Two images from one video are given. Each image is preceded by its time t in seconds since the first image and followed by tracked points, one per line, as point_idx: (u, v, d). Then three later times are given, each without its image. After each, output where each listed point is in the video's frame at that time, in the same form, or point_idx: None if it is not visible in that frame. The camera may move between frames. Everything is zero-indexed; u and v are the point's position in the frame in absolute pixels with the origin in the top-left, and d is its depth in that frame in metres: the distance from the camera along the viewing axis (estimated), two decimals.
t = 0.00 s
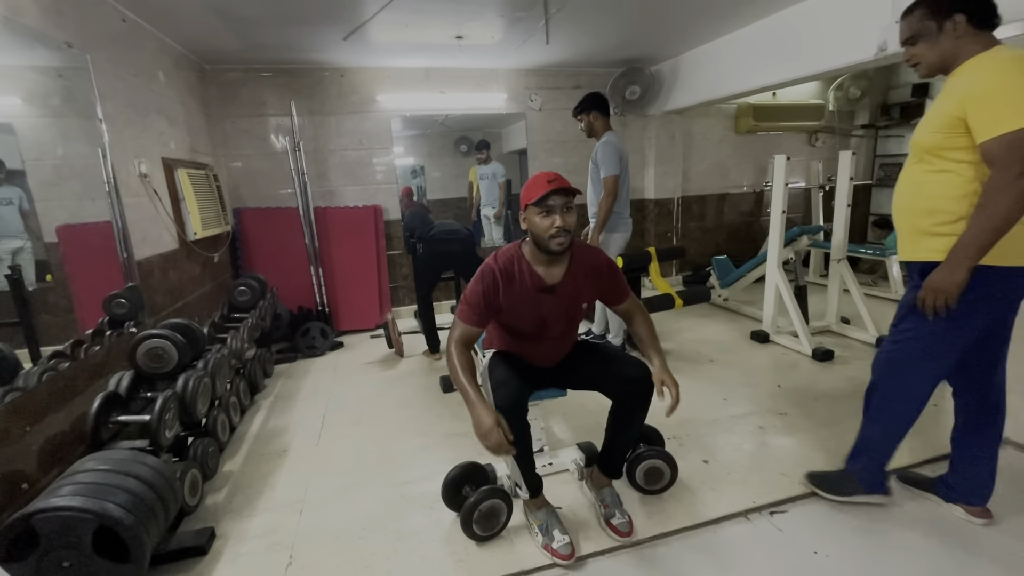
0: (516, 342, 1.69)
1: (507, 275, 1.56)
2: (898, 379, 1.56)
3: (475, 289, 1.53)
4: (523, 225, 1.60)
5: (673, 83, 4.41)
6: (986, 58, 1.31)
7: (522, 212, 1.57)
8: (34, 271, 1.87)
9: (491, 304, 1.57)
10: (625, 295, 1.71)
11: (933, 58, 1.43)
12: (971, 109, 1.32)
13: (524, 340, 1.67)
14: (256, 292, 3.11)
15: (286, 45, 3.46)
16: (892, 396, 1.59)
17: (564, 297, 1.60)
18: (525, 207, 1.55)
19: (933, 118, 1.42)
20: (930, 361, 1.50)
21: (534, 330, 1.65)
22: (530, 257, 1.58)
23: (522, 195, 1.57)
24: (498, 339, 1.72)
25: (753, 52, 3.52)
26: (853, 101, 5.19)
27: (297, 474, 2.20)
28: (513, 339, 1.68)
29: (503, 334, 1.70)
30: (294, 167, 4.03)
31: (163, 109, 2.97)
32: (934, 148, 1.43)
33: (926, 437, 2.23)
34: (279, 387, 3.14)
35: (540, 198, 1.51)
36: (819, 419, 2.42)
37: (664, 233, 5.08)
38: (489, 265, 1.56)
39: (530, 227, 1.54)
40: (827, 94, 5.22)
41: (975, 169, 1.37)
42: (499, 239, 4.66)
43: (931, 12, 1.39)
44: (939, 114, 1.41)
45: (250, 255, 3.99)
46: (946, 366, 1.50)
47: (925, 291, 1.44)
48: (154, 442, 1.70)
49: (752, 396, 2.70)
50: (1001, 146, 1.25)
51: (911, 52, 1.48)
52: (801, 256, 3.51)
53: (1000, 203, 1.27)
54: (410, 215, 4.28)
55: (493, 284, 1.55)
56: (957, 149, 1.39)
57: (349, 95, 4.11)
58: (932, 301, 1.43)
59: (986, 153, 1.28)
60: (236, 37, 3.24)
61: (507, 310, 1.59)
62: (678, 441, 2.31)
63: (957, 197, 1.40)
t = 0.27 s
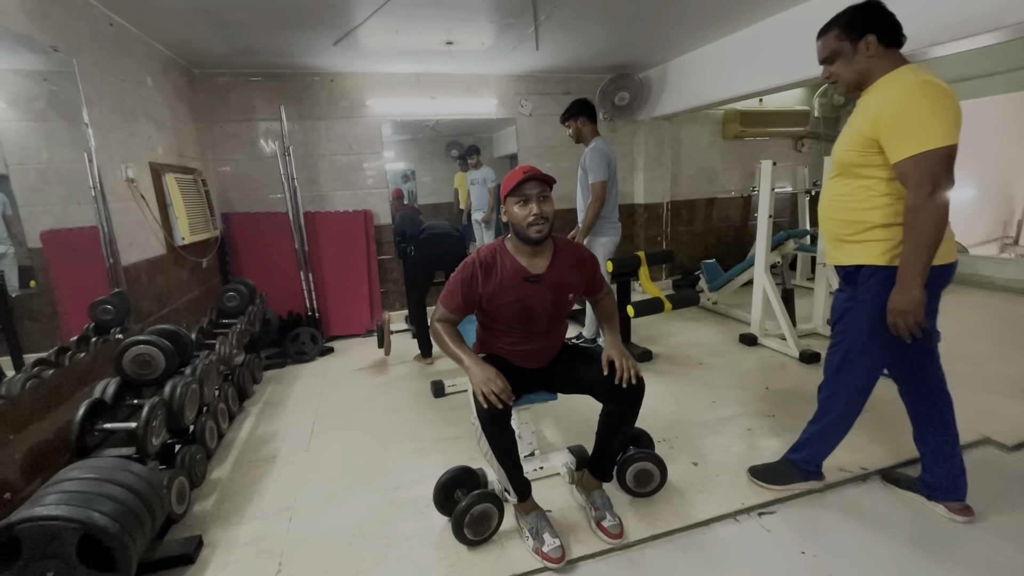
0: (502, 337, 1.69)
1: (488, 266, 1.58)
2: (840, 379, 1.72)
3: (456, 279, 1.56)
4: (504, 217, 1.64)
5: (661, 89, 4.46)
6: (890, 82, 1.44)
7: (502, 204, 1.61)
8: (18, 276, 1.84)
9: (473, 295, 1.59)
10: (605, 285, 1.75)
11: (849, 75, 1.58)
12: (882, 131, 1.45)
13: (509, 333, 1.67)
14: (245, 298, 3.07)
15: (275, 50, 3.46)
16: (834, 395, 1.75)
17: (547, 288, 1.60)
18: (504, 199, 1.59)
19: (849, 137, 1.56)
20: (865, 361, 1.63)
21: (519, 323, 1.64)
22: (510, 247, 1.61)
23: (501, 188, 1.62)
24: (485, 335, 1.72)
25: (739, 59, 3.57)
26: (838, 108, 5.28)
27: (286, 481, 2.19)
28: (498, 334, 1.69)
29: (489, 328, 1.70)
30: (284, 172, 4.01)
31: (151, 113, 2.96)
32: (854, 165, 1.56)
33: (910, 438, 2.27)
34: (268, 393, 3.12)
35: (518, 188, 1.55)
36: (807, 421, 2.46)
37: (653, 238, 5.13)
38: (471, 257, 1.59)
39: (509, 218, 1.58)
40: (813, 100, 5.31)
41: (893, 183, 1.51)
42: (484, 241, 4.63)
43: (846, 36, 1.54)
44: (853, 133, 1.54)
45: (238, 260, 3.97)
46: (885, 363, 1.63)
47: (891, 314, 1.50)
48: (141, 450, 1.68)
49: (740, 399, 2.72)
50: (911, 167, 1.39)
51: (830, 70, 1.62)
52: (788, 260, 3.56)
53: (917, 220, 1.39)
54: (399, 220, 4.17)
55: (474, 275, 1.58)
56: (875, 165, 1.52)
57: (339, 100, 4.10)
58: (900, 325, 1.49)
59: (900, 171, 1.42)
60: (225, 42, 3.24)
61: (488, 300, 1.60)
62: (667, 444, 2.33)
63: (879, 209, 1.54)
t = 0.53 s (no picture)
0: (492, 343, 1.67)
1: (479, 271, 1.56)
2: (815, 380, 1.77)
3: (446, 285, 1.54)
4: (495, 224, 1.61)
5: (649, 94, 4.49)
6: (832, 88, 1.56)
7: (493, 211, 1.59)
8: None
9: (463, 300, 1.57)
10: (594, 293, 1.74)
11: (796, 79, 1.70)
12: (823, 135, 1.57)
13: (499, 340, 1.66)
14: (230, 303, 3.01)
15: (263, 53, 3.42)
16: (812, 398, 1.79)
17: (537, 294, 1.59)
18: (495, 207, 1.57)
19: (796, 140, 1.67)
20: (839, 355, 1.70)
21: (508, 328, 1.63)
22: (502, 254, 1.59)
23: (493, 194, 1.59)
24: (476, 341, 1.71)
25: (726, 65, 3.61)
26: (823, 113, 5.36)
27: (272, 490, 2.14)
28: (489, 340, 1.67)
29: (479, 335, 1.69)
30: (271, 175, 3.97)
31: (134, 116, 2.91)
32: (800, 166, 1.68)
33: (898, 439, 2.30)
34: (254, 400, 3.06)
35: (509, 196, 1.53)
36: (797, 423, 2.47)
37: (643, 241, 5.15)
38: (461, 262, 1.56)
39: (500, 227, 1.56)
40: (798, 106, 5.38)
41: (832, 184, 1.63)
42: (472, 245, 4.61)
43: (792, 42, 1.65)
44: (799, 136, 1.66)
45: (224, 265, 3.90)
46: (853, 355, 1.72)
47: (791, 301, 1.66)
48: (122, 460, 1.64)
49: (730, 401, 2.73)
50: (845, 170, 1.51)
51: (778, 73, 1.74)
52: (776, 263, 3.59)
53: (847, 219, 1.51)
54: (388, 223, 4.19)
55: (465, 280, 1.55)
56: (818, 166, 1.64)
57: (327, 103, 4.07)
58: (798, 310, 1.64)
59: (837, 173, 1.54)
60: (211, 44, 3.19)
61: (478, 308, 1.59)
62: (659, 447, 2.33)
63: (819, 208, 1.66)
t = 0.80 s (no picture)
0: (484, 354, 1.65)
1: (472, 282, 1.53)
2: (801, 372, 1.78)
3: (438, 297, 1.50)
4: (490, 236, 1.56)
5: (638, 99, 4.50)
6: (809, 92, 1.59)
7: (489, 224, 1.53)
8: None
9: (456, 311, 1.53)
10: (587, 301, 1.73)
11: (775, 81, 1.73)
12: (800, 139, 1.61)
13: (491, 351, 1.64)
14: (213, 309, 2.94)
15: (247, 54, 3.36)
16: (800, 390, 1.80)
17: (532, 304, 1.56)
18: (490, 221, 1.51)
19: (773, 141, 1.71)
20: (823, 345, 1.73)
21: (500, 338, 1.60)
22: (496, 265, 1.55)
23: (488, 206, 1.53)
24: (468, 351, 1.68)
25: (714, 70, 3.63)
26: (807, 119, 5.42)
27: (257, 502, 2.08)
28: (481, 351, 1.65)
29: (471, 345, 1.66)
30: (256, 179, 3.90)
31: (113, 117, 2.83)
32: (777, 168, 1.72)
33: (887, 442, 2.31)
34: (238, 409, 2.99)
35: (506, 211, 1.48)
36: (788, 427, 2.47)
37: (632, 245, 5.15)
38: (455, 272, 1.52)
39: (495, 241, 1.51)
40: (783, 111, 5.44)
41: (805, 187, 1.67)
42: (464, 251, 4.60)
43: (773, 42, 1.68)
44: (776, 138, 1.70)
45: (207, 270, 3.82)
46: (830, 350, 1.76)
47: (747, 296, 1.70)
48: (97, 476, 1.57)
49: (721, 405, 2.73)
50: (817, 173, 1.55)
51: (758, 73, 1.76)
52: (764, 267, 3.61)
53: (815, 221, 1.56)
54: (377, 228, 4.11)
55: (458, 291, 1.52)
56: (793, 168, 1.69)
57: (313, 106, 4.01)
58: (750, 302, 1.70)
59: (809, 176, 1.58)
60: (193, 45, 3.12)
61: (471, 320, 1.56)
62: (651, 453, 2.31)
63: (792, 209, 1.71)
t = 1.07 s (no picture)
0: (474, 364, 1.61)
1: (461, 291, 1.49)
2: (788, 376, 1.79)
3: (426, 308, 1.45)
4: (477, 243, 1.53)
5: (626, 103, 4.50)
6: (800, 97, 1.62)
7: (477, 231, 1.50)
8: None
9: (445, 321, 1.49)
10: (580, 306, 1.69)
11: (762, 84, 1.74)
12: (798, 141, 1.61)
13: (482, 360, 1.60)
14: (194, 317, 2.90)
15: (230, 55, 3.28)
16: (788, 395, 1.80)
17: (522, 312, 1.53)
18: (479, 227, 1.47)
19: (764, 142, 1.71)
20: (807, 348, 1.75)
21: (492, 348, 1.57)
22: (486, 273, 1.51)
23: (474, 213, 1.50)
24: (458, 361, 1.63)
25: (702, 75, 3.63)
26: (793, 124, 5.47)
27: (239, 517, 2.01)
28: (471, 360, 1.61)
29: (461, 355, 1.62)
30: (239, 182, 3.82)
31: (89, 119, 2.74)
32: (768, 169, 1.72)
33: (876, 446, 2.32)
34: (220, 419, 2.91)
35: (495, 216, 1.45)
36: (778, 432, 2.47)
37: (620, 249, 5.15)
38: (443, 282, 1.48)
39: (485, 247, 1.47)
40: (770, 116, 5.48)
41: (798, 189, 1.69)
42: (454, 255, 4.56)
43: (768, 45, 1.69)
44: (765, 141, 1.70)
45: (188, 275, 3.74)
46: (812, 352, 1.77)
47: (790, 310, 1.67)
48: (68, 495, 1.51)
49: (712, 411, 2.72)
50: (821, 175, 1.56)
51: (747, 75, 1.76)
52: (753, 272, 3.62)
53: (827, 223, 1.57)
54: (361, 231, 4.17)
55: (447, 302, 1.47)
56: (785, 170, 1.69)
57: (298, 108, 3.94)
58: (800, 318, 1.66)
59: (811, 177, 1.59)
60: (174, 45, 3.05)
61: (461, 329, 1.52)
62: (643, 461, 2.29)
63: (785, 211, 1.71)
